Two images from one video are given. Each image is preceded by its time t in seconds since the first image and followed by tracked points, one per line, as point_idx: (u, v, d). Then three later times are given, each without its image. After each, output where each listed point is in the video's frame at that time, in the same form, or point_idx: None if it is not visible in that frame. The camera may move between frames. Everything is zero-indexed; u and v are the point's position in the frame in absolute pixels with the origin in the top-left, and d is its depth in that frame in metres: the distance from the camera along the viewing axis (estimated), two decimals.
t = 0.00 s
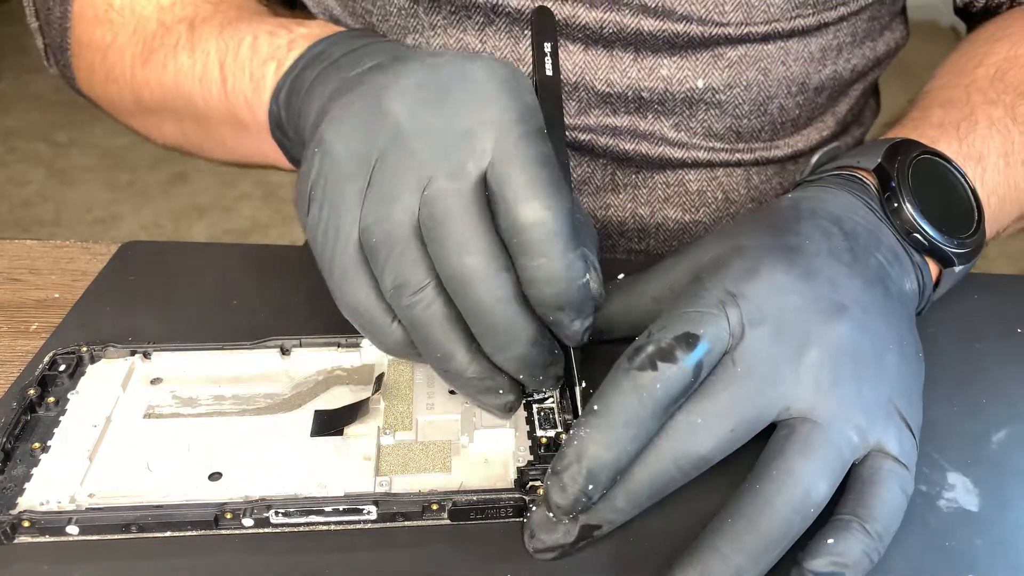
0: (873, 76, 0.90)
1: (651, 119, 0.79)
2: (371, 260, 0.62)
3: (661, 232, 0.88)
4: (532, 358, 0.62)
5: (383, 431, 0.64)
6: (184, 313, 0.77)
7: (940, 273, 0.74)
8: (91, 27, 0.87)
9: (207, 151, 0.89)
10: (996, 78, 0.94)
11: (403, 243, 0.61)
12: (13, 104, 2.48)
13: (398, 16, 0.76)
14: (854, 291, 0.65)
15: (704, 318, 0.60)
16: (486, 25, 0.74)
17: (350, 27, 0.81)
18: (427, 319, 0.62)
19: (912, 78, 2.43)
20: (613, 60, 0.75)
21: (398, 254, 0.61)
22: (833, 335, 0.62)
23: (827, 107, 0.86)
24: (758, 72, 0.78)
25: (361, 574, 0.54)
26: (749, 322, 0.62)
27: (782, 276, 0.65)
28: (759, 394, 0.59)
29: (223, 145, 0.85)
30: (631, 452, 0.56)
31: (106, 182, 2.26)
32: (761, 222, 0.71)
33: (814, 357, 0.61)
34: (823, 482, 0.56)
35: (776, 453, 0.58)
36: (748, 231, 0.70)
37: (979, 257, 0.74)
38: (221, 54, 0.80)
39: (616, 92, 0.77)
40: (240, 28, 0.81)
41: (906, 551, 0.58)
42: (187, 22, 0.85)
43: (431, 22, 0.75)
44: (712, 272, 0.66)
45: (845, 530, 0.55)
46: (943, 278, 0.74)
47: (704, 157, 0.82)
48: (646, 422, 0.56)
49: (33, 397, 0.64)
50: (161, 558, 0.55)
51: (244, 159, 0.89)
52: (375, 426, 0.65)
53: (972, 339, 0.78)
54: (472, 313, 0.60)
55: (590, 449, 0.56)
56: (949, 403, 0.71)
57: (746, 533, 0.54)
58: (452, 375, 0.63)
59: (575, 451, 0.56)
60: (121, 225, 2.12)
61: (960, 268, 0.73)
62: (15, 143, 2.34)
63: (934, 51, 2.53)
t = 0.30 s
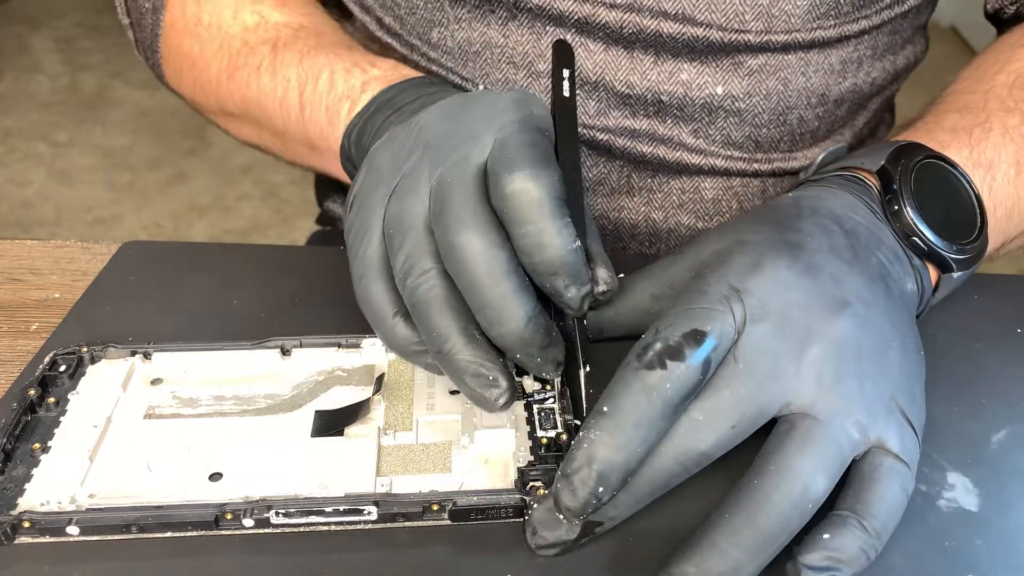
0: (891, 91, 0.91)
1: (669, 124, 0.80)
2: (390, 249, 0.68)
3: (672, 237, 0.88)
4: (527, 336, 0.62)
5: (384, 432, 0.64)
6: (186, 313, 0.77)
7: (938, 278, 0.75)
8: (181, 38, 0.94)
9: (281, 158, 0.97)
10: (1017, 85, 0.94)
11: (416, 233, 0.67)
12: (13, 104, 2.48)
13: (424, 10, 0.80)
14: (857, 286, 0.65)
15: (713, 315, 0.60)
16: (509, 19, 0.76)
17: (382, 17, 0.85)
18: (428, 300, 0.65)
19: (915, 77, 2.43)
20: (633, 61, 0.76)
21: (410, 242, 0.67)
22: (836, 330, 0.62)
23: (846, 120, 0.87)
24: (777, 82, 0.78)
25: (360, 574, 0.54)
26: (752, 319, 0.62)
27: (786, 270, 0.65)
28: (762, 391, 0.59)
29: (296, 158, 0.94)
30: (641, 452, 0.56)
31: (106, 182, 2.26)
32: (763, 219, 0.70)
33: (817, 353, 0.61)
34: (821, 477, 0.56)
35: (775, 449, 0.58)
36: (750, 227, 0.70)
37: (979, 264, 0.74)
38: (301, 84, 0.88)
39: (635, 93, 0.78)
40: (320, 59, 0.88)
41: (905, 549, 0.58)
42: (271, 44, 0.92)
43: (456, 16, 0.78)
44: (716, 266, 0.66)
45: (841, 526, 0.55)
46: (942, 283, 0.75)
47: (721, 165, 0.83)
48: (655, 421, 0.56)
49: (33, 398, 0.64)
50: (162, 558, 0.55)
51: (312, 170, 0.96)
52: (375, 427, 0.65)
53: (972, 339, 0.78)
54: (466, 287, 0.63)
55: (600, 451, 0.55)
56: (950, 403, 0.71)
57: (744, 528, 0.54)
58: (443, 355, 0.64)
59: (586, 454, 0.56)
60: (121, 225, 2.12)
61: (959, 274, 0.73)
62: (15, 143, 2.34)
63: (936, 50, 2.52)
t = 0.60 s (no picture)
0: (895, 93, 0.91)
1: (674, 127, 0.80)
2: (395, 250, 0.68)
3: (676, 240, 0.88)
4: (531, 340, 0.62)
5: (384, 432, 0.64)
6: (186, 313, 0.77)
7: (938, 280, 0.75)
8: (186, 34, 0.94)
9: (286, 154, 0.97)
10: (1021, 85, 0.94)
11: (423, 234, 0.67)
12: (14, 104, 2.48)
13: (430, 11, 0.80)
14: (858, 285, 0.65)
15: (714, 315, 0.60)
16: (514, 23, 0.76)
17: (388, 19, 0.85)
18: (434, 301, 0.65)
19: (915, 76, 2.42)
20: (637, 65, 0.76)
21: (414, 242, 0.67)
22: (837, 329, 0.62)
23: (851, 124, 0.87)
24: (781, 86, 0.78)
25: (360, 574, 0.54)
26: (754, 319, 0.62)
27: (788, 270, 0.64)
28: (763, 391, 0.59)
29: (300, 154, 0.94)
30: (642, 453, 0.56)
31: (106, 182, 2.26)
32: (764, 220, 0.70)
33: (819, 353, 0.61)
34: (821, 477, 0.56)
35: (774, 448, 0.58)
36: (753, 227, 0.70)
37: (979, 266, 0.74)
38: (306, 78, 0.88)
39: (640, 97, 0.78)
40: (325, 52, 0.88)
41: (905, 549, 0.58)
42: (276, 39, 0.92)
43: (462, 18, 0.78)
44: (717, 266, 0.65)
45: (840, 525, 0.55)
46: (942, 284, 0.75)
47: (725, 169, 0.83)
48: (657, 423, 0.56)
49: (33, 398, 0.64)
50: (162, 558, 0.55)
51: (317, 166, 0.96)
52: (375, 427, 0.65)
53: (972, 339, 0.78)
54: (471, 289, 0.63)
55: (600, 452, 0.55)
56: (950, 402, 0.71)
57: (743, 527, 0.54)
58: (449, 358, 0.64)
59: (586, 455, 0.56)
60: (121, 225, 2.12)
61: (959, 277, 0.73)
62: (15, 143, 2.34)
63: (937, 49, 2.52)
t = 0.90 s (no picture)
0: (895, 92, 0.91)
1: (673, 127, 0.80)
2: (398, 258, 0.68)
3: (676, 239, 0.88)
4: (535, 347, 0.62)
5: (384, 433, 0.64)
6: (186, 313, 0.77)
7: (938, 280, 0.74)
8: (188, 42, 0.94)
9: (289, 162, 0.97)
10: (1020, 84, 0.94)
11: (425, 241, 0.67)
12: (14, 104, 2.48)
13: (430, 14, 0.80)
14: (859, 286, 0.65)
15: (714, 315, 0.59)
16: (513, 24, 0.76)
17: (388, 21, 0.85)
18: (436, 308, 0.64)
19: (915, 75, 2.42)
20: (637, 66, 0.76)
21: (418, 250, 0.67)
22: (836, 329, 0.62)
23: (850, 123, 0.87)
24: (780, 86, 0.78)
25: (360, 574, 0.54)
26: (754, 318, 0.62)
27: (789, 270, 0.64)
28: (764, 392, 0.59)
29: (303, 161, 0.94)
30: (642, 454, 0.56)
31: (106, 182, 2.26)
32: (764, 220, 0.70)
33: (819, 354, 0.61)
34: (821, 478, 0.56)
35: (774, 448, 0.58)
36: (753, 227, 0.70)
37: (979, 267, 0.74)
38: (308, 87, 0.88)
39: (639, 97, 0.78)
40: (326, 61, 0.88)
41: (905, 549, 0.58)
42: (278, 47, 0.92)
43: (462, 20, 0.79)
44: (718, 266, 0.65)
45: (840, 525, 0.55)
46: (942, 285, 0.74)
47: (724, 168, 0.83)
48: (656, 424, 0.56)
49: (33, 398, 0.64)
50: (162, 558, 0.55)
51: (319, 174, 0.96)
52: (375, 427, 0.65)
53: (972, 339, 0.78)
54: (475, 295, 0.63)
55: (600, 453, 0.55)
56: (950, 402, 0.71)
57: (742, 527, 0.54)
58: (450, 365, 0.63)
59: (586, 456, 0.56)
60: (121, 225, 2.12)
61: (959, 277, 0.73)
62: (15, 143, 2.34)
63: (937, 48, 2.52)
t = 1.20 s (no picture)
0: (895, 91, 0.91)
1: (673, 127, 0.80)
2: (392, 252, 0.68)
3: (676, 239, 0.88)
4: (530, 335, 0.62)
5: (384, 433, 0.64)
6: (186, 313, 0.77)
7: (938, 280, 0.74)
8: (181, 38, 0.94)
9: (282, 155, 0.97)
10: (1020, 83, 0.94)
11: (417, 234, 0.67)
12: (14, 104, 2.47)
13: (427, 14, 0.80)
14: (859, 286, 0.65)
15: (714, 316, 0.59)
16: (512, 24, 0.76)
17: (385, 21, 0.85)
18: (431, 300, 0.65)
19: (916, 75, 2.42)
20: (636, 64, 0.76)
21: (411, 242, 0.67)
22: (837, 329, 0.62)
23: (851, 122, 0.87)
24: (781, 85, 0.78)
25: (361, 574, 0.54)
26: (755, 319, 0.62)
27: (789, 270, 0.64)
28: (764, 392, 0.59)
29: (294, 153, 0.94)
30: (642, 455, 0.56)
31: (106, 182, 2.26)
32: (764, 220, 0.70)
33: (819, 354, 0.61)
34: (821, 478, 0.56)
35: (775, 448, 0.58)
36: (754, 227, 0.70)
37: (979, 267, 0.74)
38: (297, 78, 0.88)
39: (638, 96, 0.78)
40: (315, 52, 0.88)
41: (905, 549, 0.58)
42: (268, 39, 0.92)
43: (459, 20, 0.79)
44: (718, 266, 0.65)
45: (840, 526, 0.55)
46: (942, 285, 0.74)
47: (725, 168, 0.83)
48: (656, 423, 0.56)
49: (33, 398, 0.64)
50: (162, 558, 0.55)
51: (311, 165, 0.95)
52: (375, 427, 0.65)
53: (972, 339, 0.78)
54: (469, 287, 0.63)
55: (600, 453, 0.55)
56: (950, 402, 0.71)
57: (742, 527, 0.54)
58: (446, 355, 0.63)
59: (586, 456, 0.56)
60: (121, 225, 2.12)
61: (959, 277, 0.73)
62: (15, 143, 2.34)
63: (937, 49, 2.52)
